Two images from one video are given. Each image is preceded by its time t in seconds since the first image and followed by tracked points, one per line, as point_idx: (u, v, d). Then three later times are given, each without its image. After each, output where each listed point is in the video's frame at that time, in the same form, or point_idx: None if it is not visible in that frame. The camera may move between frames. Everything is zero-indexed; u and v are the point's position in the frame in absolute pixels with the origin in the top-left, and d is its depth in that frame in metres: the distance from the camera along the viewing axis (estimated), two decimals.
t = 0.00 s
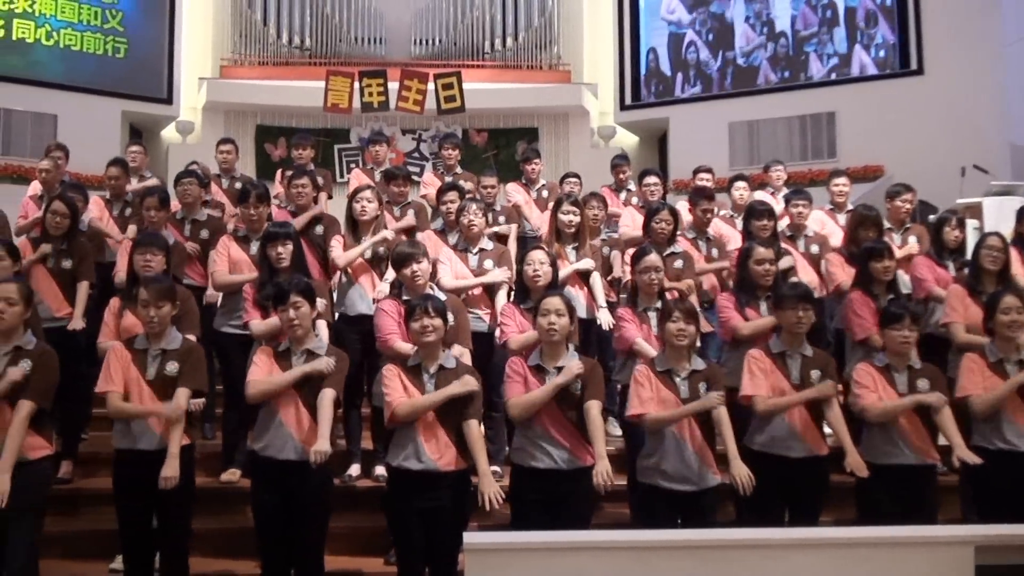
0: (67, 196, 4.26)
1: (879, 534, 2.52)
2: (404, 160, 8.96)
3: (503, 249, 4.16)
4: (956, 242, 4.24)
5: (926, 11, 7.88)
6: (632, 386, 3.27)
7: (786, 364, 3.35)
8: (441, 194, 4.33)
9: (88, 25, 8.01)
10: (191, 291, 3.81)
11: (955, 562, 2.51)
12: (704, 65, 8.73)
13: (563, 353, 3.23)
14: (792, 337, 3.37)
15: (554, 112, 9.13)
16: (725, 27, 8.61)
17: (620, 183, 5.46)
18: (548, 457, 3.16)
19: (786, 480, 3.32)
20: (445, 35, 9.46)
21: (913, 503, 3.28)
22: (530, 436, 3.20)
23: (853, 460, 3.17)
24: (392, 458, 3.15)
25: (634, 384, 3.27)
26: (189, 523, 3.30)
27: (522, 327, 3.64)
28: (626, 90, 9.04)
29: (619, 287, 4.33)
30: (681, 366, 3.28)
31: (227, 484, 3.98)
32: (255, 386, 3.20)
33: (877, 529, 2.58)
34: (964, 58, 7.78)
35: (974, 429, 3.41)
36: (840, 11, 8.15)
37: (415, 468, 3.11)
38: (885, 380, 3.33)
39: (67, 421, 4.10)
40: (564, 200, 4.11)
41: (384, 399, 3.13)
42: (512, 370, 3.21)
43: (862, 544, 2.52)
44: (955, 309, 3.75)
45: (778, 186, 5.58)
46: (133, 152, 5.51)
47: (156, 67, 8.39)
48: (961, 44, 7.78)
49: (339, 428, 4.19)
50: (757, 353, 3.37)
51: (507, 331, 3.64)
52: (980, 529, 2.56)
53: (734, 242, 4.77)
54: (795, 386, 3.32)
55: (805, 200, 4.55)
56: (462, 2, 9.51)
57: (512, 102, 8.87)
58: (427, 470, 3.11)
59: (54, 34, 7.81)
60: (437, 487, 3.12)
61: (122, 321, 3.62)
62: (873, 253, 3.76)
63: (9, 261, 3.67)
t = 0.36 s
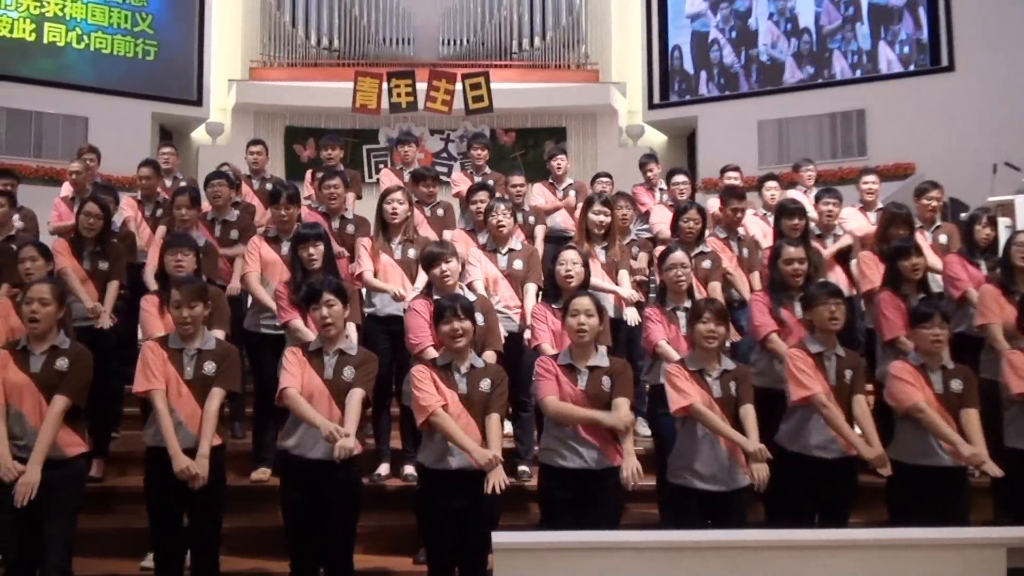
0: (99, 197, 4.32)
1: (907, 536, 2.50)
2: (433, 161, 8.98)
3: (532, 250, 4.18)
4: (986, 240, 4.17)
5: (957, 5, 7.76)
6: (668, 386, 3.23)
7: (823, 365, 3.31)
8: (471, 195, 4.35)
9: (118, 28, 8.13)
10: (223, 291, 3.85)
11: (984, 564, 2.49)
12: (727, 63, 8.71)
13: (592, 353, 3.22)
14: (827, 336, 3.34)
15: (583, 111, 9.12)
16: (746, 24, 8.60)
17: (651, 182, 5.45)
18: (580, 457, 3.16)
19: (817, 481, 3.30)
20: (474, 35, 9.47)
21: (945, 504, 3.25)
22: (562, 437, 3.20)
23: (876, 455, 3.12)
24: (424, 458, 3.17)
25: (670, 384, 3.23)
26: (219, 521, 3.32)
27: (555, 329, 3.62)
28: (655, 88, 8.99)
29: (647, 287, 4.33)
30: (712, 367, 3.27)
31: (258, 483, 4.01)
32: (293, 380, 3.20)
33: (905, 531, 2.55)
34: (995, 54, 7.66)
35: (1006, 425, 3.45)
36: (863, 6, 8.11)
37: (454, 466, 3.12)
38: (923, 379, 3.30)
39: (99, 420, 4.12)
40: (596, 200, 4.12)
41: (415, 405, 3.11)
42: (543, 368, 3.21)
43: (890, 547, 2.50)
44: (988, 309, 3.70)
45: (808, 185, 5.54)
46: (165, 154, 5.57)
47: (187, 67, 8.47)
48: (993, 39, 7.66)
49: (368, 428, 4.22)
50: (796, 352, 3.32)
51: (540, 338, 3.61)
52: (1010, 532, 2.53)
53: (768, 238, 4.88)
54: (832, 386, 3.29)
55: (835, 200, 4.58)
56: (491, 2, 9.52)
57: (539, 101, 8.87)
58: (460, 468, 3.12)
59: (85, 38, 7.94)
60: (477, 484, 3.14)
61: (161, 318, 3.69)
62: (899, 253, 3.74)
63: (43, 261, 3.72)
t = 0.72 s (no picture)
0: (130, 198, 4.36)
1: (943, 538, 2.44)
2: (463, 161, 8.99)
3: (562, 249, 4.17)
4: (1018, 237, 4.01)
5: None
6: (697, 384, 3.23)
7: (850, 365, 3.29)
8: (502, 194, 4.33)
9: (151, 31, 8.22)
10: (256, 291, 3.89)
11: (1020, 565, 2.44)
12: (746, 62, 8.70)
13: (624, 353, 3.22)
14: (855, 336, 3.31)
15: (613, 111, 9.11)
16: (766, 22, 8.62)
17: (682, 180, 5.43)
18: (611, 457, 3.15)
19: (850, 483, 3.27)
20: (503, 35, 9.49)
21: (981, 506, 3.21)
22: (593, 438, 3.19)
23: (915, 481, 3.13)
24: (452, 458, 3.19)
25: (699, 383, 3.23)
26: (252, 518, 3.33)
27: (583, 326, 3.62)
28: (685, 87, 8.95)
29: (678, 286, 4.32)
30: (744, 366, 3.25)
31: (291, 483, 4.04)
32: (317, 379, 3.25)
33: (940, 532, 2.50)
34: None
35: None
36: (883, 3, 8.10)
37: (485, 464, 3.12)
38: (953, 384, 3.25)
39: (131, 419, 4.14)
40: (625, 198, 4.11)
41: (445, 406, 3.12)
42: (574, 369, 3.19)
43: (925, 548, 2.44)
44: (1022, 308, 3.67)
45: (841, 184, 5.50)
46: (198, 155, 5.63)
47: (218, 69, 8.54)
48: None
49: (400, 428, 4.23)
50: (818, 351, 3.33)
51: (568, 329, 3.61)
52: None
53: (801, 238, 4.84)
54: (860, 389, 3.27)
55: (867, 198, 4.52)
56: (520, 2, 9.54)
57: (569, 100, 8.86)
58: (490, 468, 3.13)
59: (118, 41, 8.05)
60: (511, 482, 3.13)
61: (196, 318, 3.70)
62: (931, 251, 3.68)
63: (77, 261, 3.77)
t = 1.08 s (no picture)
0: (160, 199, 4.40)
1: (977, 541, 2.41)
2: (491, 161, 9.00)
3: (591, 250, 4.18)
4: None
5: None
6: (722, 385, 3.23)
7: (877, 364, 3.26)
8: (531, 195, 4.34)
9: (181, 34, 8.30)
10: (286, 292, 3.92)
11: None
12: (767, 59, 8.69)
13: (653, 353, 3.20)
14: (882, 336, 3.28)
15: (642, 110, 9.09)
16: (785, 19, 8.61)
17: (712, 179, 5.40)
18: (640, 457, 3.13)
19: (879, 484, 3.24)
20: (532, 35, 9.49)
21: (1013, 507, 3.17)
22: (622, 439, 3.17)
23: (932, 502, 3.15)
24: (479, 460, 3.17)
25: (724, 383, 3.23)
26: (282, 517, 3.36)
27: (613, 328, 3.62)
28: (714, 86, 8.91)
29: (707, 285, 4.31)
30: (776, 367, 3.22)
31: (320, 482, 4.06)
32: (342, 380, 3.28)
33: (973, 535, 2.46)
34: None
35: None
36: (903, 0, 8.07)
37: (505, 469, 3.11)
38: (982, 380, 3.21)
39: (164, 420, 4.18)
40: (651, 198, 4.12)
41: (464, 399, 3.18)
42: (599, 372, 3.21)
43: (958, 552, 2.40)
44: None
45: (871, 181, 5.45)
46: (228, 157, 5.68)
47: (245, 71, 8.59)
48: None
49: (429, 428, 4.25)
50: (846, 351, 3.30)
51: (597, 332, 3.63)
52: None
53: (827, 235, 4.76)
54: (889, 390, 3.24)
55: (899, 195, 4.50)
56: (549, 3, 9.53)
57: (597, 100, 8.84)
58: (513, 471, 3.11)
59: (148, 44, 8.15)
60: (535, 485, 3.12)
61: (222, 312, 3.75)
62: (966, 249, 3.63)
63: (108, 263, 3.81)
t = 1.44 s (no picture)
0: (185, 199, 4.44)
1: (1006, 543, 2.37)
2: (516, 160, 9.00)
3: (617, 250, 4.18)
4: None
5: None
6: (746, 385, 3.21)
7: (903, 364, 3.23)
8: (554, 193, 4.34)
9: (207, 34, 8.35)
10: (312, 292, 3.93)
11: None
12: (786, 56, 8.66)
13: (678, 351, 3.19)
14: (908, 335, 3.25)
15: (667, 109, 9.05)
16: (804, 15, 8.57)
17: (738, 177, 5.38)
18: (665, 458, 3.12)
19: (906, 485, 3.22)
20: (556, 33, 9.49)
21: None
22: (647, 439, 3.16)
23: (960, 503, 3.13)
24: (503, 460, 3.18)
25: (748, 384, 3.21)
26: (307, 515, 3.38)
27: (634, 327, 3.63)
28: (739, 84, 8.88)
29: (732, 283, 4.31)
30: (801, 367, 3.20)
31: (346, 480, 4.08)
32: (366, 380, 3.29)
33: (1002, 536, 2.43)
34: None
35: None
36: None
37: (527, 468, 3.11)
38: (1008, 380, 3.19)
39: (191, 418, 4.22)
40: (675, 196, 4.11)
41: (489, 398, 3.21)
42: (624, 371, 3.21)
43: (985, 552, 2.38)
44: None
45: (897, 179, 5.40)
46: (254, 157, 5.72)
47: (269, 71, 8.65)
48: None
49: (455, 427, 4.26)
50: (872, 350, 3.27)
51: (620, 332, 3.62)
52: None
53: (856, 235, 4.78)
54: (915, 389, 3.21)
55: (927, 192, 4.45)
56: (573, 1, 9.51)
57: (620, 98, 8.82)
58: (535, 472, 3.11)
59: (174, 45, 8.21)
60: (556, 486, 3.11)
61: (246, 310, 3.79)
62: (994, 247, 3.59)
63: (135, 263, 3.85)
